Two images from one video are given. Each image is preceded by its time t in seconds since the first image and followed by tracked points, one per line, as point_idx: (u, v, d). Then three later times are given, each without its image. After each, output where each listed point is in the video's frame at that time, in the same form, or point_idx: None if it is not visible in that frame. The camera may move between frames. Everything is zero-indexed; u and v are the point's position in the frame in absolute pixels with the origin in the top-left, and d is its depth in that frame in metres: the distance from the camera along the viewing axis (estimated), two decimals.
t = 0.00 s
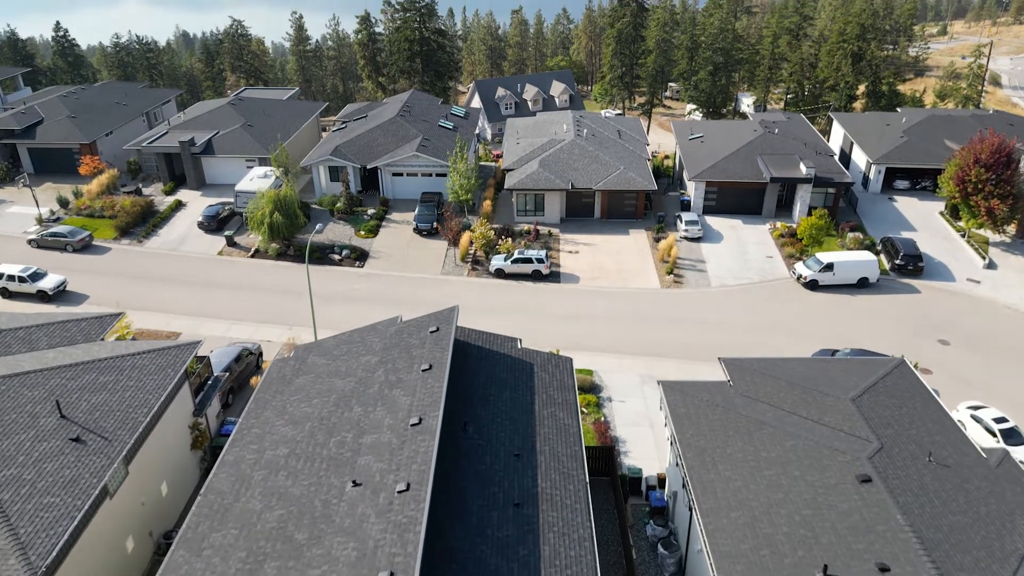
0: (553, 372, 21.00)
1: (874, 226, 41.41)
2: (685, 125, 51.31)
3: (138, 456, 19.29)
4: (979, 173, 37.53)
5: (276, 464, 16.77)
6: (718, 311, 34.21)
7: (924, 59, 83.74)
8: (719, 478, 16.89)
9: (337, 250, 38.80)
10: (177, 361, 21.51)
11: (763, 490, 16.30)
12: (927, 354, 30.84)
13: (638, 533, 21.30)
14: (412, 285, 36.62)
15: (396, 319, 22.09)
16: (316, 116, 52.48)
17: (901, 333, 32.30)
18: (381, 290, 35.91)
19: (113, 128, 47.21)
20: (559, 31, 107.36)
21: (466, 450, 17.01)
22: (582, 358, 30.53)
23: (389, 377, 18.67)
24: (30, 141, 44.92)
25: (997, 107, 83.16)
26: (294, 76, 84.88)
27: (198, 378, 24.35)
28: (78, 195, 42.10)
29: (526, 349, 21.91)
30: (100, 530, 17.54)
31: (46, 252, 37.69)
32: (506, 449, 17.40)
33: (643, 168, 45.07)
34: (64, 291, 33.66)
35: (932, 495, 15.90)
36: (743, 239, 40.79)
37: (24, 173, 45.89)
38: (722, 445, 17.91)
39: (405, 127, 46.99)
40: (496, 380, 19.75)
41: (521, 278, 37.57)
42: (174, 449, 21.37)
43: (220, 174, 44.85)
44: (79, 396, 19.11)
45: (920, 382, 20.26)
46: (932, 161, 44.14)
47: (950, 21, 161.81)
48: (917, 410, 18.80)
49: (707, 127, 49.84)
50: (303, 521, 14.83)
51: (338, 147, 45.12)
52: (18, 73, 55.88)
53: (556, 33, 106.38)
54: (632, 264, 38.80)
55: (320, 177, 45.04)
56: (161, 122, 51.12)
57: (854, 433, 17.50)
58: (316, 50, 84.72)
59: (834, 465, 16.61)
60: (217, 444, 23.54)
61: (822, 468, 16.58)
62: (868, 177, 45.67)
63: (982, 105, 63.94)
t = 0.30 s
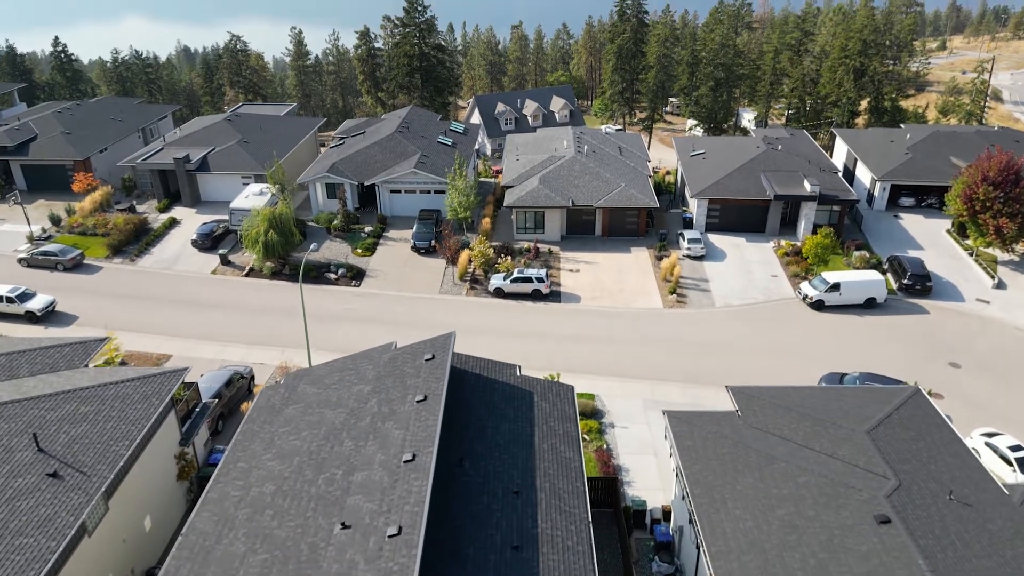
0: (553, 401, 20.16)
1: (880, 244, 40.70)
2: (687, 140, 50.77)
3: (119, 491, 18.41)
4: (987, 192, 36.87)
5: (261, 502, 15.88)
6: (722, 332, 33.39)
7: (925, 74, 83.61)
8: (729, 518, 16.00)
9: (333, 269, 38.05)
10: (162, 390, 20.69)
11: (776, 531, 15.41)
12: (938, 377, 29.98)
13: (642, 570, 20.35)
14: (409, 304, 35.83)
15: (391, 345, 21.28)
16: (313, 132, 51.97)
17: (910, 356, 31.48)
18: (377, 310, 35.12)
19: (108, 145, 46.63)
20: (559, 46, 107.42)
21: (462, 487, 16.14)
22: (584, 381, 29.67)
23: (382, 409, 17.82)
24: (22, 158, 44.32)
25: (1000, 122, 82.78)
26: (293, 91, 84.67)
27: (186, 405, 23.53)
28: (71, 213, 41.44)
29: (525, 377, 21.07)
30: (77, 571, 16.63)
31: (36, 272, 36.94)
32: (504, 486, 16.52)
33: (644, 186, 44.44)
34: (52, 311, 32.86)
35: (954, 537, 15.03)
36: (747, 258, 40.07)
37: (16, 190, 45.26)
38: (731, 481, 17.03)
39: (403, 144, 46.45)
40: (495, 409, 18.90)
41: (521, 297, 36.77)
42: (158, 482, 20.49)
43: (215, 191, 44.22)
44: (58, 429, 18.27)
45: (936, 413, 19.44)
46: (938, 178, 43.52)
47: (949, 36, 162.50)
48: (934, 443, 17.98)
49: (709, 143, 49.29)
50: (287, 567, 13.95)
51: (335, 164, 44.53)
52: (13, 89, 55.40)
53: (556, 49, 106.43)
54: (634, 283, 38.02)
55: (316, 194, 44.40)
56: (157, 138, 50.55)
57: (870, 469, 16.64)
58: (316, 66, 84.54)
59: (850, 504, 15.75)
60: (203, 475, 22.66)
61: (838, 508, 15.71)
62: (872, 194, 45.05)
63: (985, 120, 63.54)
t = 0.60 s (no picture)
0: (553, 432, 19.31)
1: (886, 263, 40.00)
2: (688, 157, 50.25)
3: (97, 528, 17.52)
4: (995, 210, 36.16)
5: (245, 544, 15.00)
6: (726, 354, 32.58)
7: (927, 89, 83.35)
8: (741, 560, 15.11)
9: (329, 288, 37.32)
10: (145, 421, 19.87)
11: None
12: (950, 402, 29.09)
13: None
14: (406, 324, 35.03)
15: (385, 373, 20.49)
16: (311, 148, 51.42)
17: (920, 379, 30.64)
18: (373, 330, 34.35)
19: (102, 161, 46.08)
20: (559, 61, 107.40)
21: (457, 528, 15.25)
22: (585, 405, 28.82)
23: (374, 442, 16.97)
24: (15, 174, 43.74)
25: (1003, 137, 82.37)
26: (292, 106, 84.45)
27: (172, 434, 22.72)
28: (62, 230, 40.78)
29: (524, 407, 20.24)
30: None
31: (26, 291, 36.21)
32: (502, 525, 15.63)
33: (646, 203, 43.83)
34: (40, 332, 32.08)
35: None
36: (750, 276, 39.32)
37: (9, 207, 44.63)
38: (742, 520, 16.15)
39: (402, 161, 45.92)
40: (492, 441, 18.06)
41: (520, 317, 35.97)
42: (141, 516, 19.59)
43: (211, 209, 43.60)
44: (33, 463, 17.40)
45: (954, 445, 18.62)
46: (944, 196, 42.97)
47: (948, 51, 162.96)
48: (953, 479, 17.14)
49: (711, 160, 48.74)
50: None
51: (333, 181, 43.95)
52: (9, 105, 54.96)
53: (556, 64, 106.42)
54: (635, 303, 37.23)
55: (313, 211, 43.77)
56: (152, 155, 50.01)
57: (888, 507, 15.76)
58: (315, 81, 84.36)
59: (869, 546, 14.86)
60: (189, 506, 21.81)
61: (855, 550, 14.83)
62: (878, 212, 44.43)
63: (988, 136, 63.08)
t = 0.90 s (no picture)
0: (554, 464, 18.44)
1: (893, 281, 39.25)
2: (690, 173, 49.66)
3: (73, 568, 16.59)
4: (1004, 228, 35.37)
5: None
6: (731, 376, 31.72)
7: (928, 104, 82.87)
8: None
9: (324, 307, 36.53)
10: (127, 453, 19.01)
11: None
12: (963, 427, 28.18)
13: None
14: (403, 345, 34.19)
15: (377, 403, 19.66)
16: (308, 165, 50.84)
17: (931, 402, 29.76)
18: (369, 351, 33.51)
19: (96, 178, 45.46)
20: (559, 76, 107.23)
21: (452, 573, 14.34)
22: (586, 430, 27.93)
23: (365, 478, 16.10)
24: (7, 191, 43.11)
25: (1006, 153, 81.76)
26: (291, 121, 84.18)
27: (157, 464, 21.83)
28: (54, 248, 40.09)
29: (523, 437, 19.39)
30: None
31: (14, 311, 35.42)
32: (500, 569, 14.70)
33: (647, 220, 43.15)
34: (27, 354, 31.26)
35: None
36: (755, 295, 38.52)
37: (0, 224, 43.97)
38: (753, 562, 15.24)
39: (400, 177, 45.31)
40: (489, 476, 17.16)
41: (520, 337, 35.11)
42: (122, 553, 18.67)
43: (205, 226, 42.92)
44: (7, 499, 16.52)
45: (974, 479, 17.75)
46: (950, 213, 42.31)
47: (947, 66, 162.99)
48: (975, 517, 16.25)
49: (713, 176, 48.13)
50: None
51: (329, 198, 43.31)
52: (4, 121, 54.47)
53: (556, 79, 106.22)
54: (637, 322, 36.41)
55: (309, 229, 43.07)
56: (147, 171, 49.42)
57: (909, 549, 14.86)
58: (314, 96, 84.03)
59: None
60: (173, 540, 20.78)
61: None
62: (883, 229, 43.76)
63: (992, 151, 62.50)
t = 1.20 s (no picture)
0: (555, 500, 17.54)
1: (900, 300, 38.47)
2: (692, 190, 49.03)
3: None
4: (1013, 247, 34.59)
5: None
6: (736, 399, 30.83)
7: (929, 119, 82.47)
8: None
9: (319, 327, 35.72)
10: (106, 488, 18.13)
11: None
12: (978, 453, 27.23)
13: None
14: (399, 366, 33.33)
15: (369, 434, 18.82)
16: (305, 181, 50.23)
17: (943, 426, 28.86)
18: (364, 373, 32.64)
19: (90, 195, 44.83)
20: (558, 91, 107.07)
21: None
22: (588, 456, 27.00)
23: (354, 518, 15.21)
24: None
25: (1009, 169, 81.18)
26: (290, 135, 83.83)
27: (141, 495, 20.93)
28: (45, 267, 39.37)
29: (523, 471, 18.50)
30: None
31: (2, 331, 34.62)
32: None
33: (649, 238, 42.44)
34: (14, 376, 30.42)
35: None
36: (759, 315, 37.71)
37: None
38: None
39: (398, 194, 44.66)
40: (486, 514, 16.27)
41: (520, 358, 34.23)
42: None
43: (199, 244, 42.20)
44: None
45: (997, 517, 16.84)
46: (957, 231, 41.62)
47: (946, 81, 163.15)
48: (1002, 559, 15.33)
49: (716, 193, 47.48)
50: None
51: (326, 215, 42.62)
52: None
53: (556, 94, 106.04)
54: (639, 343, 35.57)
55: (305, 246, 42.33)
56: (141, 188, 48.82)
57: None
58: (313, 111, 83.72)
59: None
60: None
61: None
62: (889, 247, 43.05)
63: (996, 168, 61.90)
